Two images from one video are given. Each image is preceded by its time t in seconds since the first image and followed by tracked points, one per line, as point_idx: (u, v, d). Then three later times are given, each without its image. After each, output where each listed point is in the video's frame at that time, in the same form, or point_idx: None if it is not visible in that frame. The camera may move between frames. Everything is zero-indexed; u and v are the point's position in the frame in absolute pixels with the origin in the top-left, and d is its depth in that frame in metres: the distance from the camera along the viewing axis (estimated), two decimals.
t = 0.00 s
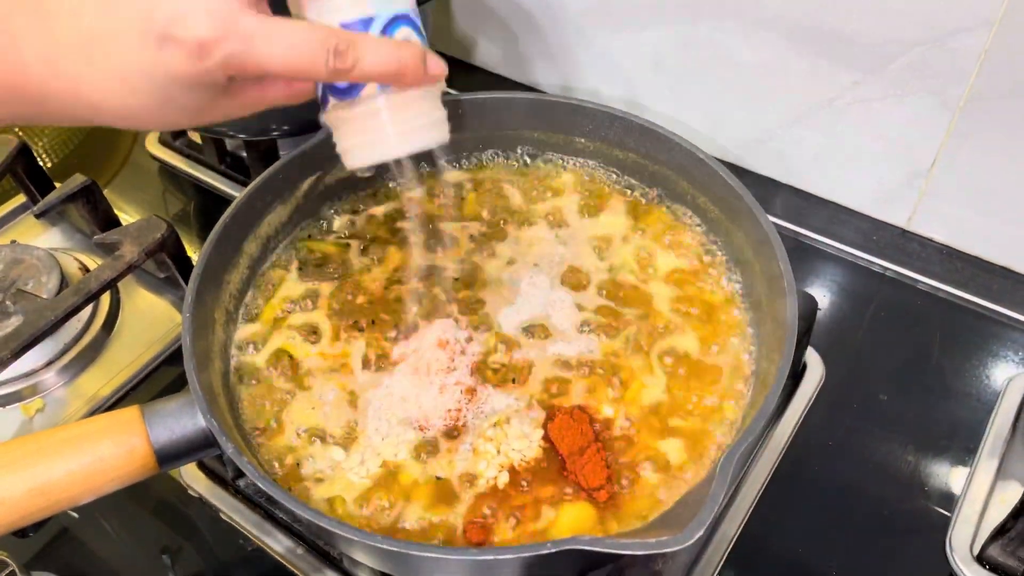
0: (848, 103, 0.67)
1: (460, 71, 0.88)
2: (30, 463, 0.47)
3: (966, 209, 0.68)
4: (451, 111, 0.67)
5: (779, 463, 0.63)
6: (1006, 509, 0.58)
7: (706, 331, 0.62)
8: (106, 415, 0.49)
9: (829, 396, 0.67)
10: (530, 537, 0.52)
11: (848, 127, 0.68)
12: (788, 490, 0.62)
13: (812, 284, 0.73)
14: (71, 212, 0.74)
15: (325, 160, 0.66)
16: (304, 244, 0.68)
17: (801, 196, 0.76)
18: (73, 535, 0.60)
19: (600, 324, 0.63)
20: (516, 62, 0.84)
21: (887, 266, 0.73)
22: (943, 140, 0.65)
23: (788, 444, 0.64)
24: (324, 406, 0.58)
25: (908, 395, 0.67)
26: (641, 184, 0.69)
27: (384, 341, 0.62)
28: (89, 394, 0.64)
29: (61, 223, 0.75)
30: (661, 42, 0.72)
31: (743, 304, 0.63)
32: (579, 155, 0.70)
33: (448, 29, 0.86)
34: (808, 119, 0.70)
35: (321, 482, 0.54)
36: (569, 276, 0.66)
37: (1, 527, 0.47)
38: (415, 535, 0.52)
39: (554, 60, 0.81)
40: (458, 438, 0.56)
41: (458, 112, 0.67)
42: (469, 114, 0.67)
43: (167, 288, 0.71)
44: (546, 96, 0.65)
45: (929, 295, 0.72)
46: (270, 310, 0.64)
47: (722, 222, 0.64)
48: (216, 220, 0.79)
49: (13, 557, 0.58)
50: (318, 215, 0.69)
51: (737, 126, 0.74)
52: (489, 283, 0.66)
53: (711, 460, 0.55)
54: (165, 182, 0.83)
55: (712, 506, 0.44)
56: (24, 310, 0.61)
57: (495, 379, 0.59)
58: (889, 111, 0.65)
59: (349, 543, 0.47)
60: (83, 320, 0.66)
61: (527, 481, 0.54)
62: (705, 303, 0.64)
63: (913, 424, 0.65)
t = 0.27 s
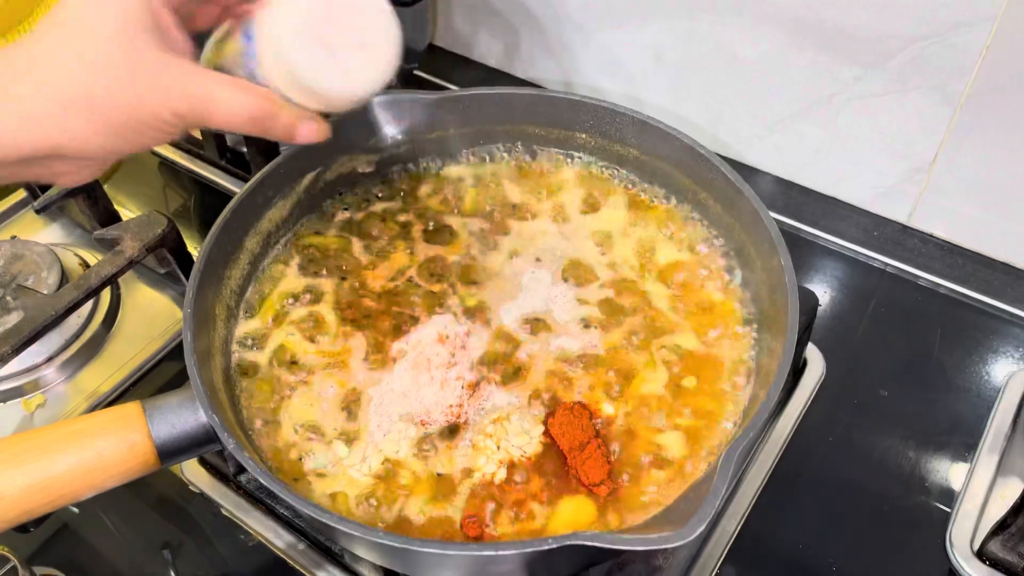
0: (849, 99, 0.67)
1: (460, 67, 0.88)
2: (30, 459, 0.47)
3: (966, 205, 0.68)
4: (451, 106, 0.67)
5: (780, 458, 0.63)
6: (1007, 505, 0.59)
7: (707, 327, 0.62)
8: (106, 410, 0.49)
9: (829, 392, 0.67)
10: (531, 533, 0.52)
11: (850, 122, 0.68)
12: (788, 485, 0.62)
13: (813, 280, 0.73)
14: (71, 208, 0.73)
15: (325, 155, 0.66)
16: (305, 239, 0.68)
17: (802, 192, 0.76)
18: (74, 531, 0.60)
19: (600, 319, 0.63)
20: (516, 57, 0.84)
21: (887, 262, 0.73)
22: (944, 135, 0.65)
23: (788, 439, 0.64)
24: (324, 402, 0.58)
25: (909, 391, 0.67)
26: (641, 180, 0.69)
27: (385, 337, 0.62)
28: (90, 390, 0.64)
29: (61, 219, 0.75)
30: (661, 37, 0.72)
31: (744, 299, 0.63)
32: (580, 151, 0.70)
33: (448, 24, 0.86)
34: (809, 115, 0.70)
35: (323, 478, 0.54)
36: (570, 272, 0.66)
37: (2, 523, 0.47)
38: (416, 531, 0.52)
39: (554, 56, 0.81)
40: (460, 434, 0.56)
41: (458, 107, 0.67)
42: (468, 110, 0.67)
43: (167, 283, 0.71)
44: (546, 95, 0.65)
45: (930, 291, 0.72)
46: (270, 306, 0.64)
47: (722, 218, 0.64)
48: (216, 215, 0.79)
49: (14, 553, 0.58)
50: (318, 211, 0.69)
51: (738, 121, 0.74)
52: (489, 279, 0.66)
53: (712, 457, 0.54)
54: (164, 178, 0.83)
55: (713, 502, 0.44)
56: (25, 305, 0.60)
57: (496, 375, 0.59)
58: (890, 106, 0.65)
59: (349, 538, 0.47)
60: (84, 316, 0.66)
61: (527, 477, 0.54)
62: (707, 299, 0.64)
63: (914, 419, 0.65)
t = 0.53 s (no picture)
0: (850, 95, 0.66)
1: (460, 62, 0.88)
2: (29, 456, 0.47)
3: (967, 202, 0.68)
4: (453, 103, 0.68)
5: (780, 454, 0.63)
6: (1007, 501, 0.59)
7: (707, 323, 0.62)
8: (106, 407, 0.49)
9: (829, 388, 0.67)
10: (531, 530, 0.52)
11: (851, 119, 0.68)
12: (788, 482, 0.62)
13: (812, 276, 0.73)
14: (71, 203, 0.73)
15: (325, 151, 0.66)
16: (305, 234, 0.68)
17: (803, 188, 0.76)
18: (74, 527, 0.60)
19: (600, 316, 0.63)
20: (516, 53, 0.84)
21: (888, 258, 0.73)
22: (945, 132, 0.64)
23: (789, 436, 0.64)
24: (324, 398, 0.58)
25: (909, 387, 0.67)
26: (641, 176, 0.69)
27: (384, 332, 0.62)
28: (89, 386, 0.64)
29: (61, 214, 0.75)
30: (662, 33, 0.72)
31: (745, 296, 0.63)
32: (580, 147, 0.71)
33: (448, 19, 0.86)
34: (809, 111, 0.70)
35: (323, 475, 0.54)
36: (570, 268, 0.66)
37: (1, 519, 0.47)
38: (416, 528, 0.52)
39: (554, 51, 0.80)
40: (460, 431, 0.56)
41: (459, 103, 0.68)
42: (469, 105, 0.68)
43: (167, 279, 0.71)
44: (545, 89, 0.66)
45: (930, 288, 0.72)
46: (270, 302, 0.64)
47: (722, 214, 0.64)
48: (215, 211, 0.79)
49: (13, 549, 0.58)
50: (318, 207, 0.69)
51: (738, 118, 0.74)
52: (489, 275, 0.66)
53: (713, 454, 0.54)
54: (163, 173, 0.83)
55: (713, 500, 0.44)
56: (24, 301, 0.60)
57: (496, 372, 0.59)
58: (891, 103, 0.65)
59: (350, 536, 0.47)
60: (83, 312, 0.66)
61: (528, 474, 0.54)
62: (707, 296, 0.63)
63: (914, 416, 0.65)
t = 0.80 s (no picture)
0: (850, 92, 0.66)
1: (459, 59, 0.88)
2: (27, 453, 0.47)
3: (967, 199, 0.68)
4: (451, 99, 0.68)
5: (779, 451, 0.63)
6: (1005, 498, 0.59)
7: (707, 321, 0.62)
8: (104, 404, 0.49)
9: (828, 385, 0.67)
10: (530, 528, 0.52)
11: (850, 115, 0.68)
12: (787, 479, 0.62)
13: (811, 273, 0.73)
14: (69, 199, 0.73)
15: (323, 147, 0.66)
16: (304, 231, 0.68)
17: (802, 185, 0.76)
18: (73, 522, 0.60)
19: (599, 313, 0.63)
20: (515, 49, 0.83)
21: (887, 256, 0.73)
22: (945, 129, 0.64)
23: (789, 432, 0.64)
24: (322, 395, 0.58)
25: (908, 384, 0.67)
26: (640, 173, 0.69)
27: (383, 329, 0.62)
28: (88, 382, 0.64)
29: (59, 210, 0.75)
30: (661, 30, 0.72)
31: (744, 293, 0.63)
32: (580, 144, 0.71)
33: (447, 16, 0.85)
34: (809, 108, 0.69)
35: (322, 472, 0.54)
36: (569, 264, 0.66)
37: None
38: (415, 525, 0.52)
39: (554, 48, 0.80)
40: (459, 428, 0.56)
41: (459, 99, 0.68)
42: (468, 102, 0.68)
43: (165, 275, 0.70)
44: (543, 86, 0.66)
45: (930, 285, 0.72)
46: (269, 298, 0.64)
47: (721, 211, 0.64)
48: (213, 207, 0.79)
49: (13, 545, 0.58)
50: (317, 203, 0.69)
51: (738, 114, 0.74)
52: (488, 272, 0.66)
53: (712, 452, 0.54)
54: (162, 170, 0.83)
55: (712, 498, 0.44)
56: (23, 297, 0.60)
57: (495, 369, 0.59)
58: (891, 99, 0.65)
59: (349, 533, 0.47)
60: (81, 308, 0.66)
61: (526, 472, 0.54)
62: (706, 292, 0.63)
63: (912, 413, 0.65)
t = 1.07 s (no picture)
0: (853, 87, 0.66)
1: (459, 53, 0.87)
2: (27, 448, 0.46)
3: (970, 195, 0.68)
4: (452, 93, 0.67)
5: (781, 447, 0.63)
6: (1007, 494, 0.59)
7: (708, 316, 0.62)
8: (104, 399, 0.49)
9: (830, 381, 0.67)
10: (531, 524, 0.52)
11: (853, 110, 0.68)
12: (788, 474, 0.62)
13: (812, 268, 0.73)
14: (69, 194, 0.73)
15: (323, 141, 0.66)
16: (304, 225, 0.68)
17: (803, 179, 0.75)
18: (73, 518, 0.59)
19: (601, 308, 0.62)
20: (515, 43, 0.83)
21: (889, 251, 0.73)
22: (948, 124, 0.64)
23: (790, 428, 0.64)
24: (322, 390, 0.58)
25: (910, 379, 0.66)
26: (642, 167, 0.69)
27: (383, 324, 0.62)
28: (88, 377, 0.64)
29: (59, 205, 0.74)
30: (663, 24, 0.71)
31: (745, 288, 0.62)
32: (581, 138, 0.70)
33: (447, 9, 0.85)
34: (811, 102, 0.69)
35: (322, 467, 0.54)
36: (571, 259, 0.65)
37: None
38: (416, 521, 0.52)
39: (555, 42, 0.80)
40: (460, 423, 0.56)
41: (460, 93, 0.67)
42: (469, 96, 0.68)
43: (165, 270, 0.70)
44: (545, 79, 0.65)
45: (932, 280, 0.71)
46: (269, 293, 0.64)
47: (723, 205, 0.64)
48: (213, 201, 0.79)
49: (12, 540, 0.58)
50: (317, 197, 0.69)
51: (740, 109, 0.74)
52: (489, 267, 0.65)
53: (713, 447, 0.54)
54: (161, 164, 0.82)
55: (715, 494, 0.44)
56: (22, 292, 0.60)
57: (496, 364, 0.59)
58: (894, 94, 0.65)
59: (349, 529, 0.47)
60: (81, 303, 0.66)
61: (528, 468, 0.54)
62: (708, 287, 0.63)
63: (914, 408, 0.65)
